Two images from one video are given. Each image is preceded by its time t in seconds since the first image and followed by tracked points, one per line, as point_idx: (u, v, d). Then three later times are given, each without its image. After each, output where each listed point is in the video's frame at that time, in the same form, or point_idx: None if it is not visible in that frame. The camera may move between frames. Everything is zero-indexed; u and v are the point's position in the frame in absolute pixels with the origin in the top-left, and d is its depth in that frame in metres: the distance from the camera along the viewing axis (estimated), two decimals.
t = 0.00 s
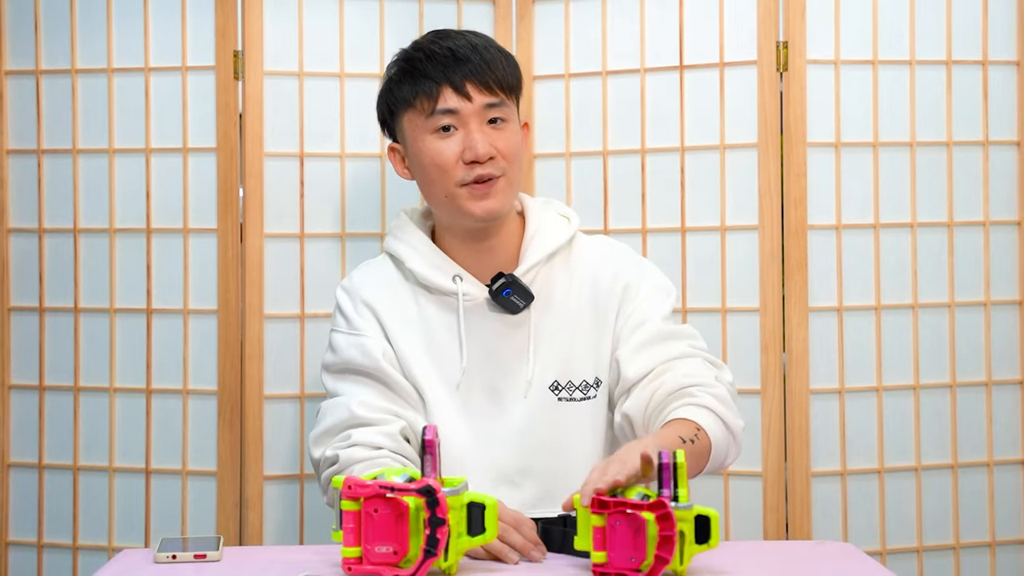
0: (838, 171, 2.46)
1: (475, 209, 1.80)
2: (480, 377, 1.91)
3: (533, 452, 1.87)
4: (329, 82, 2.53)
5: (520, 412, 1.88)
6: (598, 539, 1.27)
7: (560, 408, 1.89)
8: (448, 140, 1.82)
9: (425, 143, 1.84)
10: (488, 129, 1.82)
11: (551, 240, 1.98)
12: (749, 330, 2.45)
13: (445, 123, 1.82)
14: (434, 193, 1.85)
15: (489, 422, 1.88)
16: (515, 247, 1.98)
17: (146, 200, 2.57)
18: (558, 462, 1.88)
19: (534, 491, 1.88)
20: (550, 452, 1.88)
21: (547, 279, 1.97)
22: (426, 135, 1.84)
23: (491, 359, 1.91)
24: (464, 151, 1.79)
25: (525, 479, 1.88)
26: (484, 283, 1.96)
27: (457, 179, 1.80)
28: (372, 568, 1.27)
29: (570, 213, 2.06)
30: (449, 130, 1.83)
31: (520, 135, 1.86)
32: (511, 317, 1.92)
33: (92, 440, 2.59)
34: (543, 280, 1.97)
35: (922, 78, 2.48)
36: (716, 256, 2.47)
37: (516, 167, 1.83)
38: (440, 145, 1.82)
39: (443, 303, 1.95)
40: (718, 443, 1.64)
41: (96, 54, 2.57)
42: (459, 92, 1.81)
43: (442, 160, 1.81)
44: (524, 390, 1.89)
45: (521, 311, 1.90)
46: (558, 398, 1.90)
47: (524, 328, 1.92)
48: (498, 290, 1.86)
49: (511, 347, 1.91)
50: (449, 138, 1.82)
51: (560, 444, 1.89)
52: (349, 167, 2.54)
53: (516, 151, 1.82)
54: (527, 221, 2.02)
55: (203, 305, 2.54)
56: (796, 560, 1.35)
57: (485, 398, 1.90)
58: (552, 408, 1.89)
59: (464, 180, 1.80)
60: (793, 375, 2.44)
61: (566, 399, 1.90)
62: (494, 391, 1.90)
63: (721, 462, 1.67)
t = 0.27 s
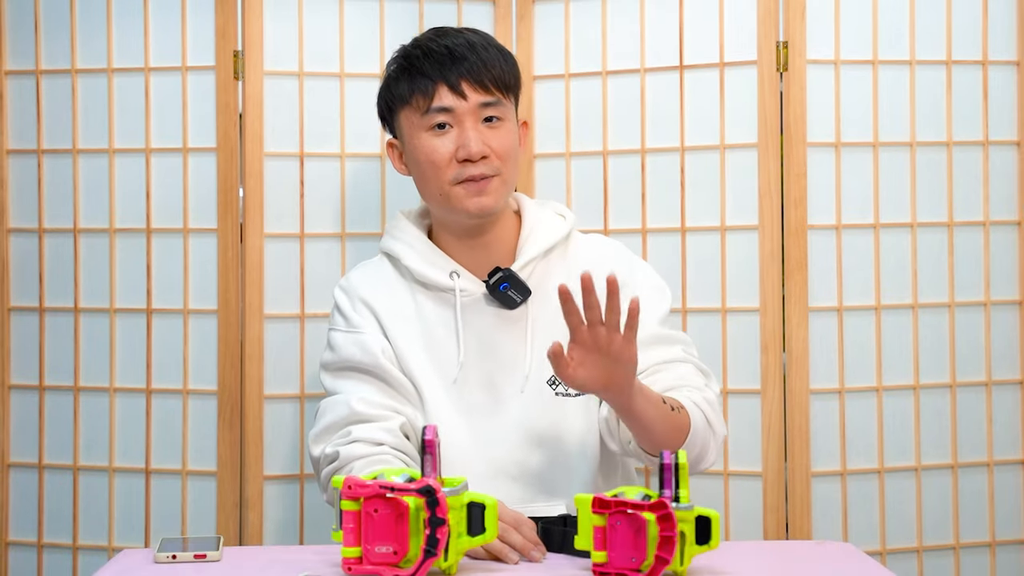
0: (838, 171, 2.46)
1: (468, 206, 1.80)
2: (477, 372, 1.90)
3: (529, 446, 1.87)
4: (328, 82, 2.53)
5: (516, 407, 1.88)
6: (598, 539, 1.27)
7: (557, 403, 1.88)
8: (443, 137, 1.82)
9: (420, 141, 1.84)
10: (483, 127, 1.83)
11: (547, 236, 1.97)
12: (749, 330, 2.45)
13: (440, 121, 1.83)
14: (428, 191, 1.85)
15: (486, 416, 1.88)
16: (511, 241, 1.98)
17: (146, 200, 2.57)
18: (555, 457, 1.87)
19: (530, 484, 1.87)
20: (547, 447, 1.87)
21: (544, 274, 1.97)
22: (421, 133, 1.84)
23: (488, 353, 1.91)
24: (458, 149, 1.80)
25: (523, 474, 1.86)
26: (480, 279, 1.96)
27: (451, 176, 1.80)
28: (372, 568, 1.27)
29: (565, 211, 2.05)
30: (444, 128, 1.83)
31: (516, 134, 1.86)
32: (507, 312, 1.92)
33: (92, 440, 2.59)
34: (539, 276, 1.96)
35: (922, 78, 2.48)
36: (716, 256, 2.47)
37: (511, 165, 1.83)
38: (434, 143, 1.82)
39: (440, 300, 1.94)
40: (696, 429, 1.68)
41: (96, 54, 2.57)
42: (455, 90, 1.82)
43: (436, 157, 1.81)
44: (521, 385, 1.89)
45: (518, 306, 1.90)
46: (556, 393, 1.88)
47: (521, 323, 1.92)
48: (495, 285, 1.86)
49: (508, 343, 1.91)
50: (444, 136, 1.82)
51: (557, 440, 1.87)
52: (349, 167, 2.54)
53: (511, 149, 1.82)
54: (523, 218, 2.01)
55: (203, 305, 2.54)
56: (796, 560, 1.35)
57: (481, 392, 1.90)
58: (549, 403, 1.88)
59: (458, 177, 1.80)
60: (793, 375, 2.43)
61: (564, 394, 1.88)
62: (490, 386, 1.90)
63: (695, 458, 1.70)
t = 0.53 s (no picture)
0: (838, 171, 2.46)
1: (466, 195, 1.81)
2: (473, 371, 1.91)
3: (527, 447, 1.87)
4: (329, 82, 2.53)
5: (513, 407, 1.88)
6: (598, 539, 1.27)
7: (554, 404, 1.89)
8: (442, 127, 1.82)
9: (420, 130, 1.84)
10: (483, 119, 1.83)
11: (544, 236, 1.96)
12: (749, 330, 2.45)
13: (440, 111, 1.83)
14: (426, 180, 1.84)
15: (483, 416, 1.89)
16: (508, 239, 1.97)
17: (146, 200, 2.57)
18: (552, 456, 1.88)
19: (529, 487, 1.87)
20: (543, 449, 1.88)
21: (542, 274, 1.96)
22: (421, 122, 1.84)
23: (485, 352, 1.91)
24: (457, 139, 1.80)
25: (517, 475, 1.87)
26: (477, 278, 1.96)
27: (449, 166, 1.81)
28: (372, 569, 1.27)
29: (563, 213, 2.05)
30: (444, 118, 1.83)
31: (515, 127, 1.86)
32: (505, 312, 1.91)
33: (92, 439, 2.59)
34: (537, 276, 1.96)
35: (921, 78, 2.48)
36: (716, 256, 2.47)
37: (509, 157, 1.84)
38: (433, 132, 1.82)
39: (438, 299, 1.93)
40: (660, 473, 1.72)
41: (96, 54, 2.57)
42: (455, 81, 1.82)
43: (434, 146, 1.81)
44: (517, 384, 1.89)
45: (514, 305, 1.88)
46: (553, 394, 1.90)
47: (518, 322, 1.91)
48: (492, 283, 1.84)
49: (505, 342, 1.91)
50: (443, 126, 1.82)
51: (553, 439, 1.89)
52: (349, 167, 2.54)
53: (510, 142, 1.82)
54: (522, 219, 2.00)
55: (203, 305, 2.54)
56: (795, 560, 1.36)
57: (479, 392, 1.90)
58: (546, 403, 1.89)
59: (456, 167, 1.81)
60: (793, 375, 2.44)
61: (561, 396, 1.90)
62: (487, 385, 1.90)
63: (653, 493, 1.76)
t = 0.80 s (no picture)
0: (838, 171, 2.46)
1: (478, 189, 1.83)
2: (468, 368, 1.90)
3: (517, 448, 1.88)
4: (328, 82, 2.53)
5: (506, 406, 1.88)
6: (598, 539, 1.27)
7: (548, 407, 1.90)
8: (464, 119, 1.85)
9: (442, 118, 1.87)
10: (506, 116, 1.86)
11: (549, 238, 1.96)
12: (749, 330, 2.45)
13: (464, 103, 1.86)
14: (440, 167, 1.87)
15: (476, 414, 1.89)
16: (514, 239, 1.98)
17: (146, 200, 2.57)
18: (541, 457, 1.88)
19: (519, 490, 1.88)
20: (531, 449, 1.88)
21: (544, 276, 1.96)
22: (444, 111, 1.87)
23: (481, 350, 1.90)
24: (478, 133, 1.83)
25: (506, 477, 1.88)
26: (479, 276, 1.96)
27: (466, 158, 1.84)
28: (371, 568, 1.27)
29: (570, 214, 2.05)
30: (467, 110, 1.86)
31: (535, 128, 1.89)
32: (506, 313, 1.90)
33: (92, 439, 2.59)
34: (539, 278, 1.96)
35: (921, 78, 2.48)
36: (716, 256, 2.47)
37: (524, 158, 1.86)
38: (455, 122, 1.85)
39: (438, 294, 1.92)
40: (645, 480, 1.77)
41: (96, 54, 2.57)
42: (483, 75, 1.85)
43: (455, 136, 1.84)
44: (512, 384, 1.88)
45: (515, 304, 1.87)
46: (547, 396, 1.90)
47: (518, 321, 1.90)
48: (493, 282, 1.83)
49: (503, 341, 1.90)
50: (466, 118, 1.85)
51: (543, 439, 1.89)
52: (349, 167, 2.54)
53: (529, 143, 1.86)
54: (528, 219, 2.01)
55: (203, 305, 2.54)
56: (795, 560, 1.36)
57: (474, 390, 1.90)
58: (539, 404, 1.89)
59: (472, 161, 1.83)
60: (793, 375, 2.44)
61: (555, 398, 1.90)
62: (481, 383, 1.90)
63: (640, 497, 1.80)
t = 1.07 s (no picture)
0: (838, 170, 2.46)
1: (489, 206, 1.79)
2: (479, 374, 1.89)
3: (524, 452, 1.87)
4: (328, 82, 2.53)
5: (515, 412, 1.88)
6: (598, 539, 1.27)
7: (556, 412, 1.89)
8: (478, 132, 1.78)
9: (455, 130, 1.80)
10: (520, 130, 1.78)
11: (560, 242, 1.95)
12: (749, 330, 2.45)
13: (478, 115, 1.78)
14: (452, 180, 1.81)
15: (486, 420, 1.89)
16: (527, 244, 1.96)
17: (146, 200, 2.57)
18: (550, 463, 1.87)
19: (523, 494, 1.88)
20: (540, 454, 1.88)
21: (554, 280, 1.95)
22: (457, 123, 1.80)
23: (491, 356, 1.89)
24: (490, 148, 1.76)
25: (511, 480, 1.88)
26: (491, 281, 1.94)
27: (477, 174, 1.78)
28: (372, 568, 1.26)
29: (581, 215, 2.04)
30: (481, 123, 1.78)
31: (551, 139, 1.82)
32: (517, 317, 1.89)
33: (92, 439, 2.59)
34: (549, 282, 1.94)
35: (921, 78, 2.48)
36: (716, 255, 2.47)
37: (539, 172, 1.81)
38: (468, 136, 1.78)
39: (449, 298, 1.91)
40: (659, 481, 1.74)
41: (96, 54, 2.57)
42: (498, 87, 1.77)
43: (466, 151, 1.78)
44: (521, 390, 1.88)
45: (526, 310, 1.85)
46: (555, 401, 1.89)
47: (528, 327, 1.90)
48: (505, 289, 1.81)
49: (513, 347, 1.89)
50: (480, 131, 1.78)
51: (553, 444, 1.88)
52: (349, 167, 2.54)
53: (543, 157, 1.79)
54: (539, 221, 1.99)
55: (203, 305, 2.54)
56: (796, 560, 1.35)
57: (482, 394, 1.89)
58: (548, 410, 1.88)
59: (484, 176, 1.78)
60: (793, 375, 2.44)
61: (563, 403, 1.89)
62: (491, 388, 1.89)
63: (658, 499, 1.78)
